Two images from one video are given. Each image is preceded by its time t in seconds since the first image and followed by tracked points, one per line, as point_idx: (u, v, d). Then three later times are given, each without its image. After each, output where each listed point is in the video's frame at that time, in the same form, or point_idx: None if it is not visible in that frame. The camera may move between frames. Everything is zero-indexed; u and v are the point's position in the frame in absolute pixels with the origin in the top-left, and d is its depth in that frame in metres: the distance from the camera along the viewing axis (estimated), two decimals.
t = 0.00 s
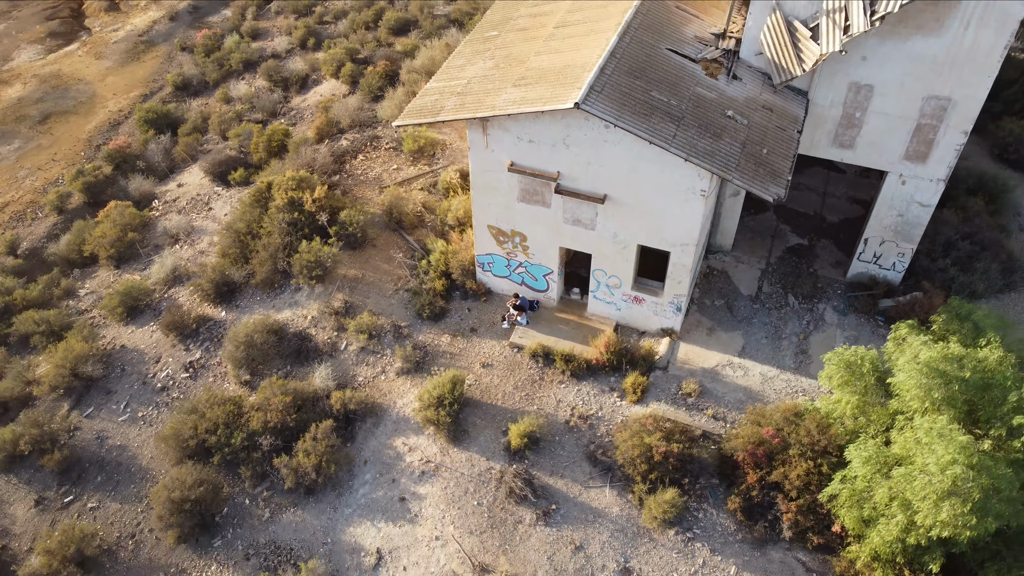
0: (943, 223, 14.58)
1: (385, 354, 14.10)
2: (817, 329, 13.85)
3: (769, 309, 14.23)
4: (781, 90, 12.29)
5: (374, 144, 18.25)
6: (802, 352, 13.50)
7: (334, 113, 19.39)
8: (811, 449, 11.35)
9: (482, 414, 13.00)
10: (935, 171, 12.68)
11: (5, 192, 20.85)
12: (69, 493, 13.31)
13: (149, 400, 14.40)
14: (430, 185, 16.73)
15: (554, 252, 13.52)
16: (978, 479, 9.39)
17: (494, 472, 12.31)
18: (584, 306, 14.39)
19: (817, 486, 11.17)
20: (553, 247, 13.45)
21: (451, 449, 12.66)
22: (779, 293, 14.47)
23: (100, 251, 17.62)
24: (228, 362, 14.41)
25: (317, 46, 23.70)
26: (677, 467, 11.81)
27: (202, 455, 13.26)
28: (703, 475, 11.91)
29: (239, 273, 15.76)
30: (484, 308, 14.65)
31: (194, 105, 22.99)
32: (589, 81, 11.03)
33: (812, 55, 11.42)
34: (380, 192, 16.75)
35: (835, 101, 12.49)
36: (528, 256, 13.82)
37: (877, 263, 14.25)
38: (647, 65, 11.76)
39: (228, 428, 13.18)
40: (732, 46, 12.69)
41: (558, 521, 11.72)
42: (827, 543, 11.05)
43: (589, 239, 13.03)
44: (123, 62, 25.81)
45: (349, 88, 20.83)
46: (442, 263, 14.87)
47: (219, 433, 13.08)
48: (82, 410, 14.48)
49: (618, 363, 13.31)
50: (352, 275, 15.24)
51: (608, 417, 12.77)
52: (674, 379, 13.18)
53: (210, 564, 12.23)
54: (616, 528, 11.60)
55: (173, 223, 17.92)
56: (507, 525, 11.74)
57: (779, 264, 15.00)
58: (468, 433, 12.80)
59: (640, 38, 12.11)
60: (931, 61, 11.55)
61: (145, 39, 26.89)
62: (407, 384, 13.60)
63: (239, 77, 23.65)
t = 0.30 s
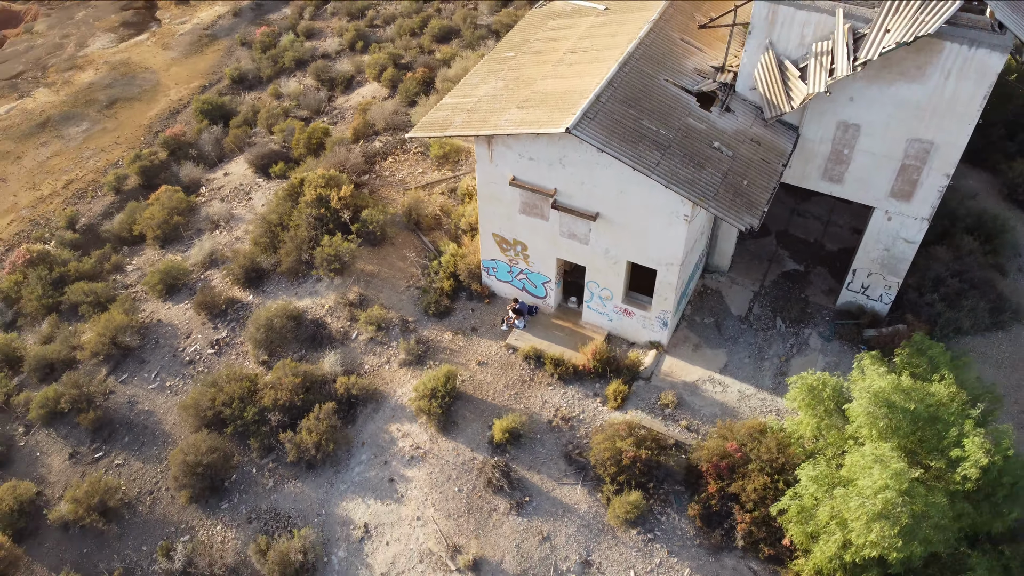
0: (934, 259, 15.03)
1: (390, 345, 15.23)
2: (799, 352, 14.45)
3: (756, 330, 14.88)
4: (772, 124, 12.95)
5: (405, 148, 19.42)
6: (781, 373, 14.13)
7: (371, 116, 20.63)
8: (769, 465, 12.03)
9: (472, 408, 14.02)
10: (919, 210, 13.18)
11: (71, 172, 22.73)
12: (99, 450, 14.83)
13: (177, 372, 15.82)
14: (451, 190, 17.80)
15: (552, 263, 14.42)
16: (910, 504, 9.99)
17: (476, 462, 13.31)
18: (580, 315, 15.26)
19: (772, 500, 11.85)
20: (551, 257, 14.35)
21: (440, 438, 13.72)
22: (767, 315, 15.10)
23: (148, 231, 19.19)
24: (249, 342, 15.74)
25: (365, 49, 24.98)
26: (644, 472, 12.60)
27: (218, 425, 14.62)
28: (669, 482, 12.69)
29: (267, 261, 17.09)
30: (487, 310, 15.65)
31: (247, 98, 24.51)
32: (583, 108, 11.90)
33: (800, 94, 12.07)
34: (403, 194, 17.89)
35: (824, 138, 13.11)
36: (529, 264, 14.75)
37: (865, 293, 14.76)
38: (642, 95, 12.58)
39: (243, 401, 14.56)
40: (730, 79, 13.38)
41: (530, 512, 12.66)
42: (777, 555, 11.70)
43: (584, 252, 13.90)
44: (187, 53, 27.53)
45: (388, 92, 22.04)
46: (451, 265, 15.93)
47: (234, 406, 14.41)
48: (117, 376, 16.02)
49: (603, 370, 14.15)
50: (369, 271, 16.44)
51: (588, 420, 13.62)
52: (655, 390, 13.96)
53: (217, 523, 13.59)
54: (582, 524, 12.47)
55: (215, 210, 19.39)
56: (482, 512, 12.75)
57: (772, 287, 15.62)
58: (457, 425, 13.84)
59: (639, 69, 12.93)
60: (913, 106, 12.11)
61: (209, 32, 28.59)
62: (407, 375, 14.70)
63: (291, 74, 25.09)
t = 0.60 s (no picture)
0: (933, 294, 15.37)
1: (404, 331, 16.35)
2: (789, 372, 14.99)
3: (750, 347, 15.46)
4: (772, 152, 13.55)
5: (442, 148, 20.55)
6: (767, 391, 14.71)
7: (415, 115, 21.83)
8: (737, 475, 12.69)
9: (470, 396, 15.03)
10: (911, 245, 13.61)
11: (140, 148, 24.64)
12: (136, 404, 16.41)
13: (212, 340, 17.30)
14: (478, 191, 18.84)
15: (558, 267, 15.30)
16: (852, 522, 10.62)
17: (467, 446, 14.32)
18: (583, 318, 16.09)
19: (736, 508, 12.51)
20: (556, 262, 15.23)
21: (437, 421, 14.78)
22: (763, 334, 15.66)
23: (201, 209, 20.81)
24: (278, 318, 17.09)
25: (420, 50, 26.21)
26: (620, 470, 13.41)
27: (241, 390, 16.02)
28: (643, 482, 13.47)
29: (303, 245, 18.43)
30: (497, 306, 16.62)
31: (307, 90, 26.02)
32: (587, 125, 12.75)
33: (798, 126, 12.71)
34: (434, 192, 19.01)
35: (823, 169, 13.65)
36: (537, 267, 15.67)
37: (860, 321, 15.17)
38: (647, 116, 13.36)
39: (264, 371, 15.92)
40: (737, 106, 13.98)
41: (511, 497, 13.62)
42: (735, 560, 12.35)
43: (586, 260, 14.74)
44: (258, 43, 29.25)
45: (435, 93, 23.20)
46: (468, 261, 16.96)
47: (256, 375, 15.79)
48: (159, 338, 17.61)
49: (596, 372, 14.97)
50: (393, 261, 17.61)
51: (576, 418, 14.48)
52: (643, 395, 14.72)
53: (231, 479, 14.99)
54: (557, 513, 13.36)
55: (263, 195, 20.90)
56: (468, 492, 13.78)
57: (773, 307, 16.14)
58: (454, 410, 14.88)
59: (648, 91, 13.70)
60: (905, 145, 12.57)
61: (280, 24, 30.25)
62: (415, 360, 15.80)
63: (349, 69, 26.50)
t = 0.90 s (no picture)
0: (924, 324, 15.71)
1: (415, 320, 17.47)
2: (773, 388, 15.54)
3: (739, 362, 16.06)
4: (766, 175, 14.17)
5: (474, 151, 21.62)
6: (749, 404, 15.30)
7: (453, 119, 22.96)
8: (702, 479, 13.37)
9: (467, 385, 16.03)
10: (896, 275, 14.04)
11: (201, 133, 26.43)
12: (168, 366, 17.91)
13: (242, 314, 18.71)
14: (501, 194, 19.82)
15: (560, 270, 16.17)
16: (794, 529, 11.26)
17: (458, 431, 15.32)
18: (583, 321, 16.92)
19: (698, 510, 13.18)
20: (559, 266, 16.10)
21: (434, 405, 15.83)
22: (754, 350, 16.24)
23: (247, 193, 22.34)
24: (302, 299, 18.41)
25: (469, 56, 27.33)
26: (595, 465, 14.21)
27: (261, 362, 17.38)
28: (617, 479, 14.23)
29: (333, 233, 19.72)
30: (504, 304, 17.60)
31: (359, 87, 27.43)
32: (587, 139, 13.60)
33: (789, 153, 13.34)
34: (460, 192, 20.09)
35: (815, 195, 14.20)
36: (542, 270, 16.57)
37: (848, 345, 15.62)
38: (647, 134, 14.15)
39: (283, 346, 17.27)
40: (737, 129, 14.62)
41: (492, 482, 14.56)
42: (693, 559, 13.02)
43: (586, 265, 15.58)
44: (320, 40, 30.84)
45: (476, 98, 24.28)
46: (481, 259, 18.00)
47: (276, 350, 17.12)
48: (196, 309, 19.14)
49: (587, 373, 15.80)
50: (414, 254, 18.77)
51: (563, 413, 15.32)
52: (629, 398, 15.47)
53: (244, 443, 16.32)
54: (533, 500, 14.24)
55: (305, 184, 22.34)
56: (453, 473, 14.79)
57: (767, 325, 16.69)
58: (451, 396, 15.90)
59: (652, 110, 14.48)
60: (890, 178, 13.06)
61: (343, 23, 31.80)
62: (421, 348, 16.89)
63: (401, 70, 27.80)
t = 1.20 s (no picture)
0: (909, 351, 16.10)
1: (425, 311, 18.62)
2: (754, 401, 16.15)
3: (726, 374, 16.72)
4: (756, 196, 14.85)
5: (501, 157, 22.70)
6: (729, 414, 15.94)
7: (486, 125, 24.08)
8: (668, 478, 14.15)
9: (465, 375, 17.08)
10: (875, 300, 14.55)
11: (255, 125, 28.16)
12: (198, 337, 19.43)
13: (269, 294, 20.14)
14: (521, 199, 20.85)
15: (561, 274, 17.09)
16: (738, 528, 12.03)
17: (451, 417, 16.38)
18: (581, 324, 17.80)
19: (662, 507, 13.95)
20: (560, 269, 17.03)
21: (432, 391, 16.92)
22: (741, 364, 16.87)
23: (289, 183, 23.85)
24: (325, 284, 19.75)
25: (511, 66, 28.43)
26: (572, 457, 15.08)
27: (282, 339, 18.76)
28: (592, 472, 15.08)
29: (360, 225, 21.04)
30: (510, 302, 18.61)
31: (405, 90, 28.81)
32: (584, 151, 14.51)
33: (775, 176, 14.02)
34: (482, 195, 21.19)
35: (802, 218, 14.82)
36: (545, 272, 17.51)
37: (832, 365, 16.14)
38: (644, 150, 14.99)
39: (302, 326, 18.61)
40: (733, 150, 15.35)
41: (476, 465, 15.56)
42: (654, 552, 13.81)
43: (583, 270, 16.45)
44: (375, 43, 32.38)
45: (511, 107, 25.36)
46: (493, 259, 19.08)
47: (296, 330, 18.49)
48: (229, 287, 20.67)
49: (578, 372, 16.69)
50: (432, 250, 19.96)
51: (550, 408, 16.25)
52: (615, 399, 16.28)
53: (258, 412, 17.67)
54: (512, 485, 15.19)
55: (343, 179, 23.77)
56: (442, 455, 15.85)
57: (758, 341, 17.29)
58: (448, 383, 16.96)
59: (652, 128, 15.32)
60: (870, 206, 13.62)
61: (398, 28, 33.30)
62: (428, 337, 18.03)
63: (446, 76, 29.07)
